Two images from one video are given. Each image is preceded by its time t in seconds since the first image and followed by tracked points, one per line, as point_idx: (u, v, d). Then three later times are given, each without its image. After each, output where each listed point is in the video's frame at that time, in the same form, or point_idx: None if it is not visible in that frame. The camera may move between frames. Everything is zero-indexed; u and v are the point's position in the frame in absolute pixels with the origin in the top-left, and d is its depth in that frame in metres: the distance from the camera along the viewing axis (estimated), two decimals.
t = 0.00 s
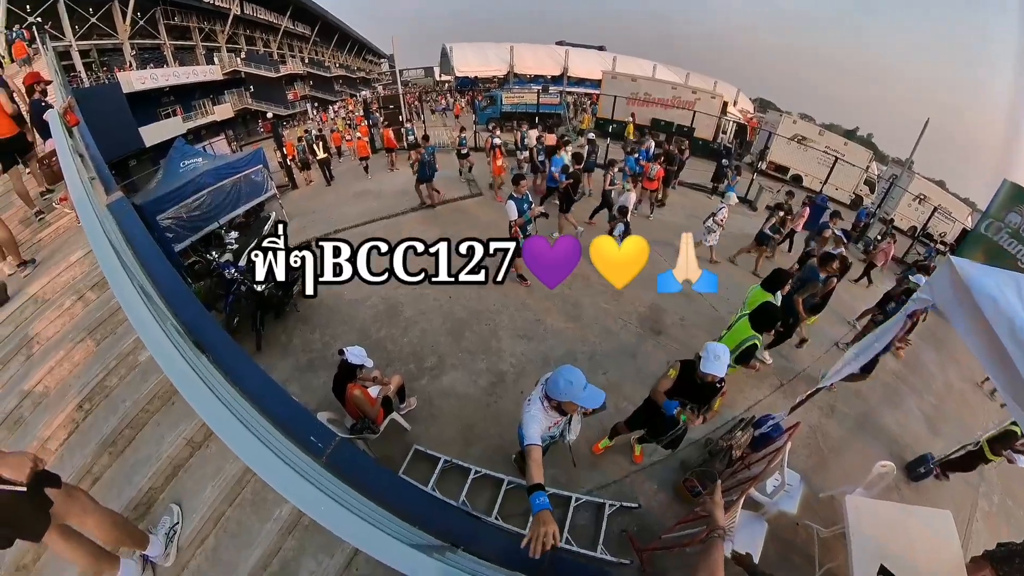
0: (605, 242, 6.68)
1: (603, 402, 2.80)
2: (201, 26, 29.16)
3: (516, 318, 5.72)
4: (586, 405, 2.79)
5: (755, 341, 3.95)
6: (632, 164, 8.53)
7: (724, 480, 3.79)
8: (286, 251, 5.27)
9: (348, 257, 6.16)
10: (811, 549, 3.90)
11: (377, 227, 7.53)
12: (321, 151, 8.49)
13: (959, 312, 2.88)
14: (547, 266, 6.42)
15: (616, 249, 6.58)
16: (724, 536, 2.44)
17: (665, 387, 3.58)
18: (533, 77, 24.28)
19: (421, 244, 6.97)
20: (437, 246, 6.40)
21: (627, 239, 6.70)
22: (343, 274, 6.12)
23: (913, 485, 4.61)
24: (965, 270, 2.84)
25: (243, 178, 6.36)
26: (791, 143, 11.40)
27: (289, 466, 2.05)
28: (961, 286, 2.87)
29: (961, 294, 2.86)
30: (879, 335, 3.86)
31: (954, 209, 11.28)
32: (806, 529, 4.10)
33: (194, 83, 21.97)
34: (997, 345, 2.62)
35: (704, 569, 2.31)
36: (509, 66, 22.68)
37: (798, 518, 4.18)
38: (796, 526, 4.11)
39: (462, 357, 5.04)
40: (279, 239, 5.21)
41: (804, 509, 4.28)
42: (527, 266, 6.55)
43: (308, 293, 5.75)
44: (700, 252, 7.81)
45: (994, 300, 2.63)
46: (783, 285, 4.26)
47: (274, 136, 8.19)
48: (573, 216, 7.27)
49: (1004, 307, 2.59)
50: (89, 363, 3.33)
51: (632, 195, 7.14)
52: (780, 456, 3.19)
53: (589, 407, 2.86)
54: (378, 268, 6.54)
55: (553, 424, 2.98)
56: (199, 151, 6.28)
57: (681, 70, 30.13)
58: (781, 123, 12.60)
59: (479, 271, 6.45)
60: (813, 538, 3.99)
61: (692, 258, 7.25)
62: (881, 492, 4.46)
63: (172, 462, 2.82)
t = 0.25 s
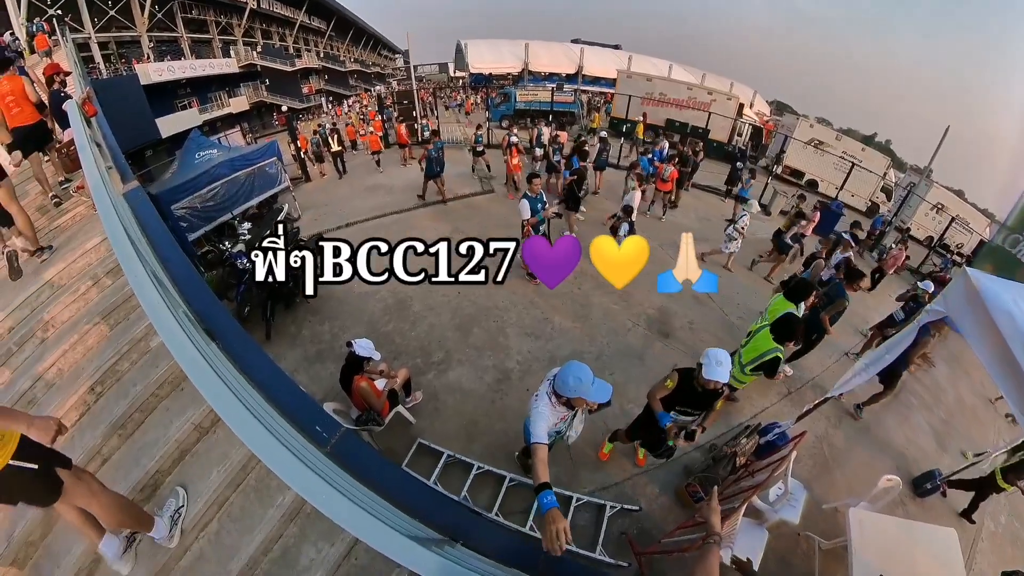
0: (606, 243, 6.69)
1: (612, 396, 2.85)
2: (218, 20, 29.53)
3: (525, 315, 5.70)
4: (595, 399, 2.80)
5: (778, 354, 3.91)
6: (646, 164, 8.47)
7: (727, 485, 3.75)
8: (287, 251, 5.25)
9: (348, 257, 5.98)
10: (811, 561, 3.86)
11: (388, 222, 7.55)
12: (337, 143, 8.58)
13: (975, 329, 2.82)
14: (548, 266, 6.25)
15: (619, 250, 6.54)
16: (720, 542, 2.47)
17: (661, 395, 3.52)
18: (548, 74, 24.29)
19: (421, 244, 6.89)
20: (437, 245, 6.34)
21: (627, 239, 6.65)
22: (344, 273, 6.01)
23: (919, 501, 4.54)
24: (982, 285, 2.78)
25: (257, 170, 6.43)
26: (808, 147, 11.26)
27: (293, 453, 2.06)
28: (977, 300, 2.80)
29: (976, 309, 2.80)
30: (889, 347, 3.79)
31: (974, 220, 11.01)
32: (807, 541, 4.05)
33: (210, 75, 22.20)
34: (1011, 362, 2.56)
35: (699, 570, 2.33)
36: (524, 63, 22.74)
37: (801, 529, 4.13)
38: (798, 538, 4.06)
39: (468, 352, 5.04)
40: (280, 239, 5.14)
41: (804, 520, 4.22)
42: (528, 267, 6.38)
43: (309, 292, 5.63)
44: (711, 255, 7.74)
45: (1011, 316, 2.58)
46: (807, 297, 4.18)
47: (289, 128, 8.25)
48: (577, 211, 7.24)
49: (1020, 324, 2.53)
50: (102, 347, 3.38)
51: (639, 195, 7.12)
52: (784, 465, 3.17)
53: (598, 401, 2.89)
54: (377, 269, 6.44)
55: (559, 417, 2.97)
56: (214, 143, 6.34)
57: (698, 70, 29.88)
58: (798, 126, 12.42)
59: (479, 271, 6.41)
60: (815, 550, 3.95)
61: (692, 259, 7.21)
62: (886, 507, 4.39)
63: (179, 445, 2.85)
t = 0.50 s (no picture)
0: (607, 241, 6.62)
1: (617, 390, 2.83)
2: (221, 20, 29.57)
3: (527, 316, 5.70)
4: (600, 394, 2.79)
5: (790, 361, 3.90)
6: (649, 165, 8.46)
7: (728, 486, 3.74)
8: (288, 251, 5.24)
9: (349, 257, 6.10)
10: (812, 562, 3.85)
11: (389, 221, 7.55)
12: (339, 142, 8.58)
13: (976, 331, 2.81)
14: (548, 265, 6.23)
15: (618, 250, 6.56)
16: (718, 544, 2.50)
17: (653, 401, 3.52)
18: (550, 74, 24.29)
19: (421, 245, 6.94)
20: (438, 245, 6.42)
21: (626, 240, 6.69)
22: (343, 273, 6.04)
23: (920, 503, 4.53)
24: (984, 287, 2.78)
25: (258, 169, 6.43)
26: (810, 148, 11.25)
27: (295, 456, 2.06)
28: (978, 302, 2.81)
29: (978, 311, 2.79)
30: (891, 348, 3.76)
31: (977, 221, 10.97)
32: (808, 542, 4.04)
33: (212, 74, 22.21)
34: (1012, 364, 2.57)
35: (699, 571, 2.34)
36: (526, 63, 22.74)
37: (801, 531, 4.13)
38: (799, 539, 4.05)
39: (469, 353, 5.03)
40: (280, 239, 5.13)
41: (805, 522, 4.22)
42: (528, 266, 6.35)
43: (309, 292, 5.63)
44: (713, 256, 7.72)
45: (1013, 317, 2.58)
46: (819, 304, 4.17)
47: (291, 128, 8.27)
48: (572, 208, 7.44)
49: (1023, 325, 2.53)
50: (104, 346, 3.38)
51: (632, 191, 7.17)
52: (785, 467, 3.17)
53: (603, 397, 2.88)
54: (377, 268, 6.49)
55: (566, 411, 2.95)
56: (216, 142, 6.33)
57: (700, 70, 29.87)
58: (800, 127, 12.40)
59: (479, 270, 6.42)
60: (815, 551, 3.94)
61: (693, 260, 7.22)
62: (887, 509, 4.38)
63: (180, 445, 2.85)
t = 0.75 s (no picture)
0: (607, 241, 6.39)
1: (620, 382, 2.77)
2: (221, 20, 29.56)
3: (528, 317, 5.71)
4: (600, 383, 2.78)
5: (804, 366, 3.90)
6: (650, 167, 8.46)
7: (730, 487, 3.74)
8: (288, 251, 5.24)
9: (349, 257, 6.10)
10: (812, 562, 3.86)
11: (389, 222, 7.56)
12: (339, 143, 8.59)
13: (975, 334, 2.81)
14: (548, 266, 6.09)
15: (619, 249, 6.31)
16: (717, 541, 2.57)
17: (645, 408, 3.48)
18: (550, 75, 24.31)
19: (422, 244, 6.97)
20: (437, 245, 6.43)
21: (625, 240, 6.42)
22: (343, 273, 6.04)
23: (921, 503, 4.54)
24: (981, 288, 2.77)
25: (259, 170, 6.44)
26: (810, 149, 11.28)
27: (300, 458, 2.06)
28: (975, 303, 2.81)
29: (977, 313, 2.78)
30: (891, 349, 3.76)
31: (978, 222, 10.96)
32: (809, 542, 4.05)
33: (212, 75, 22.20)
34: (1012, 366, 2.58)
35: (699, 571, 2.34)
36: (526, 63, 22.76)
37: (802, 531, 4.14)
38: (800, 540, 4.06)
39: (471, 354, 5.03)
40: (281, 239, 5.12)
41: (805, 523, 4.23)
42: (528, 266, 6.33)
43: (309, 292, 5.62)
44: (714, 257, 7.73)
45: (1013, 320, 2.59)
46: (832, 314, 4.16)
47: (291, 129, 8.27)
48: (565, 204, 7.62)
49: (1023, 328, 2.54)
50: (106, 348, 3.38)
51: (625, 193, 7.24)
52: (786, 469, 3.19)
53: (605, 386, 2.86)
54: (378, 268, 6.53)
55: (574, 405, 2.99)
56: (216, 142, 6.33)
57: (699, 71, 29.93)
58: (800, 128, 12.43)
59: (479, 271, 6.44)
60: (816, 551, 3.95)
61: (693, 260, 7.24)
62: (888, 509, 4.39)
63: (183, 447, 2.85)
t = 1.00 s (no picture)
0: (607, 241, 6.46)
1: (623, 369, 2.96)
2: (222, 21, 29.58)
3: (530, 318, 5.72)
4: (604, 370, 2.98)
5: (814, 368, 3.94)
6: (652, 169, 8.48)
7: (731, 487, 3.76)
8: (288, 251, 5.26)
9: (349, 257, 6.16)
10: (812, 562, 3.88)
11: (391, 224, 7.57)
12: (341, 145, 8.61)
13: (974, 334, 2.82)
14: (548, 266, 6.10)
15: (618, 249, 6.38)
16: (713, 539, 2.72)
17: (643, 411, 3.52)
18: (550, 77, 24.34)
19: (421, 244, 6.99)
20: (437, 245, 6.44)
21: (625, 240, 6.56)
22: (343, 273, 6.06)
23: (920, 503, 4.56)
24: (979, 290, 2.78)
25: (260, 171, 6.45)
26: (809, 150, 11.32)
27: (308, 456, 2.07)
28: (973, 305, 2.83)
29: (976, 314, 2.79)
30: (892, 348, 3.74)
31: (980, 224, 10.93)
32: (810, 543, 4.06)
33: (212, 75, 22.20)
34: (1010, 367, 2.59)
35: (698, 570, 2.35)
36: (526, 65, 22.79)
37: (802, 531, 4.16)
38: (800, 540, 4.08)
39: (473, 356, 5.04)
40: (280, 239, 5.12)
41: (805, 523, 4.25)
42: (528, 266, 6.35)
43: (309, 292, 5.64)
44: (715, 258, 7.75)
45: (1010, 321, 2.60)
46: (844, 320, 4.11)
47: (293, 131, 8.29)
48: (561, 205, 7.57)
49: (1020, 330, 2.55)
50: (110, 349, 3.39)
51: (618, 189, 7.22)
52: (786, 469, 3.40)
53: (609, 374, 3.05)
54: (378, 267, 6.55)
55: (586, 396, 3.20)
56: (218, 143, 6.33)
57: (699, 72, 29.99)
58: (801, 129, 12.46)
59: (479, 271, 6.47)
60: (816, 551, 3.97)
61: (693, 260, 7.28)
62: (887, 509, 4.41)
63: (188, 448, 2.86)
